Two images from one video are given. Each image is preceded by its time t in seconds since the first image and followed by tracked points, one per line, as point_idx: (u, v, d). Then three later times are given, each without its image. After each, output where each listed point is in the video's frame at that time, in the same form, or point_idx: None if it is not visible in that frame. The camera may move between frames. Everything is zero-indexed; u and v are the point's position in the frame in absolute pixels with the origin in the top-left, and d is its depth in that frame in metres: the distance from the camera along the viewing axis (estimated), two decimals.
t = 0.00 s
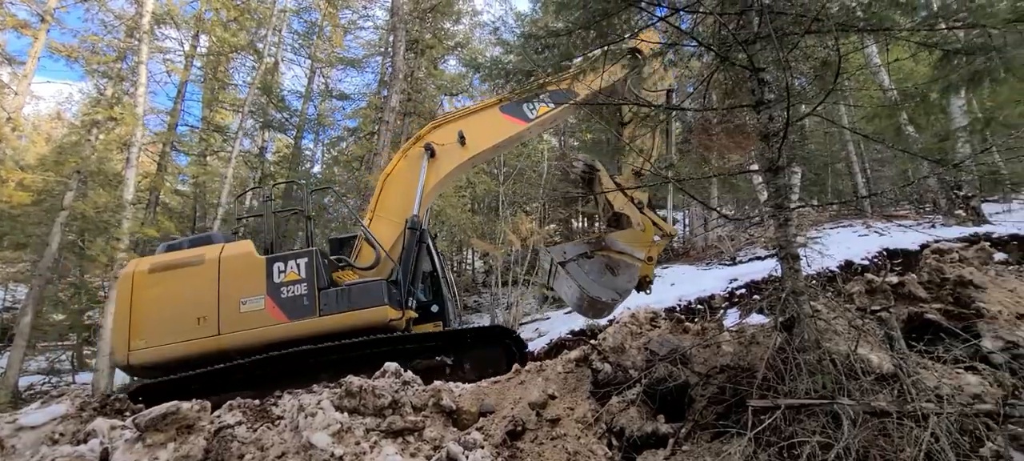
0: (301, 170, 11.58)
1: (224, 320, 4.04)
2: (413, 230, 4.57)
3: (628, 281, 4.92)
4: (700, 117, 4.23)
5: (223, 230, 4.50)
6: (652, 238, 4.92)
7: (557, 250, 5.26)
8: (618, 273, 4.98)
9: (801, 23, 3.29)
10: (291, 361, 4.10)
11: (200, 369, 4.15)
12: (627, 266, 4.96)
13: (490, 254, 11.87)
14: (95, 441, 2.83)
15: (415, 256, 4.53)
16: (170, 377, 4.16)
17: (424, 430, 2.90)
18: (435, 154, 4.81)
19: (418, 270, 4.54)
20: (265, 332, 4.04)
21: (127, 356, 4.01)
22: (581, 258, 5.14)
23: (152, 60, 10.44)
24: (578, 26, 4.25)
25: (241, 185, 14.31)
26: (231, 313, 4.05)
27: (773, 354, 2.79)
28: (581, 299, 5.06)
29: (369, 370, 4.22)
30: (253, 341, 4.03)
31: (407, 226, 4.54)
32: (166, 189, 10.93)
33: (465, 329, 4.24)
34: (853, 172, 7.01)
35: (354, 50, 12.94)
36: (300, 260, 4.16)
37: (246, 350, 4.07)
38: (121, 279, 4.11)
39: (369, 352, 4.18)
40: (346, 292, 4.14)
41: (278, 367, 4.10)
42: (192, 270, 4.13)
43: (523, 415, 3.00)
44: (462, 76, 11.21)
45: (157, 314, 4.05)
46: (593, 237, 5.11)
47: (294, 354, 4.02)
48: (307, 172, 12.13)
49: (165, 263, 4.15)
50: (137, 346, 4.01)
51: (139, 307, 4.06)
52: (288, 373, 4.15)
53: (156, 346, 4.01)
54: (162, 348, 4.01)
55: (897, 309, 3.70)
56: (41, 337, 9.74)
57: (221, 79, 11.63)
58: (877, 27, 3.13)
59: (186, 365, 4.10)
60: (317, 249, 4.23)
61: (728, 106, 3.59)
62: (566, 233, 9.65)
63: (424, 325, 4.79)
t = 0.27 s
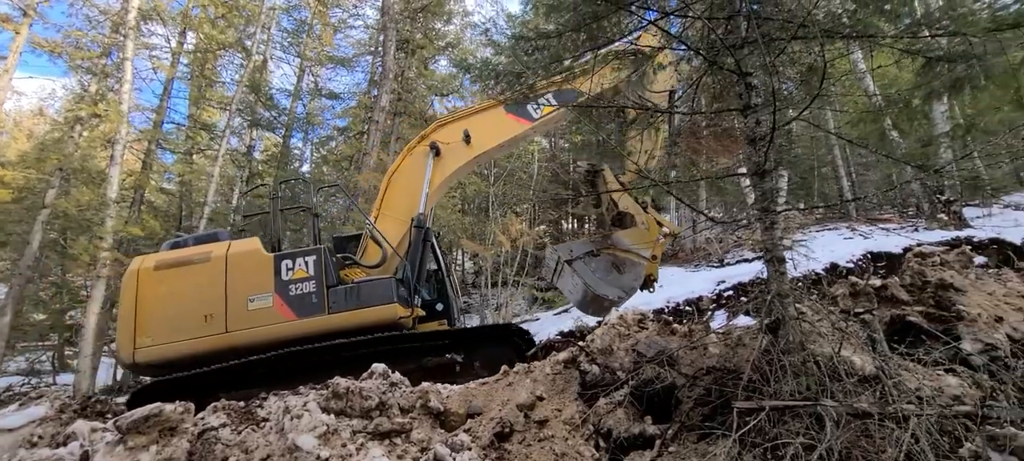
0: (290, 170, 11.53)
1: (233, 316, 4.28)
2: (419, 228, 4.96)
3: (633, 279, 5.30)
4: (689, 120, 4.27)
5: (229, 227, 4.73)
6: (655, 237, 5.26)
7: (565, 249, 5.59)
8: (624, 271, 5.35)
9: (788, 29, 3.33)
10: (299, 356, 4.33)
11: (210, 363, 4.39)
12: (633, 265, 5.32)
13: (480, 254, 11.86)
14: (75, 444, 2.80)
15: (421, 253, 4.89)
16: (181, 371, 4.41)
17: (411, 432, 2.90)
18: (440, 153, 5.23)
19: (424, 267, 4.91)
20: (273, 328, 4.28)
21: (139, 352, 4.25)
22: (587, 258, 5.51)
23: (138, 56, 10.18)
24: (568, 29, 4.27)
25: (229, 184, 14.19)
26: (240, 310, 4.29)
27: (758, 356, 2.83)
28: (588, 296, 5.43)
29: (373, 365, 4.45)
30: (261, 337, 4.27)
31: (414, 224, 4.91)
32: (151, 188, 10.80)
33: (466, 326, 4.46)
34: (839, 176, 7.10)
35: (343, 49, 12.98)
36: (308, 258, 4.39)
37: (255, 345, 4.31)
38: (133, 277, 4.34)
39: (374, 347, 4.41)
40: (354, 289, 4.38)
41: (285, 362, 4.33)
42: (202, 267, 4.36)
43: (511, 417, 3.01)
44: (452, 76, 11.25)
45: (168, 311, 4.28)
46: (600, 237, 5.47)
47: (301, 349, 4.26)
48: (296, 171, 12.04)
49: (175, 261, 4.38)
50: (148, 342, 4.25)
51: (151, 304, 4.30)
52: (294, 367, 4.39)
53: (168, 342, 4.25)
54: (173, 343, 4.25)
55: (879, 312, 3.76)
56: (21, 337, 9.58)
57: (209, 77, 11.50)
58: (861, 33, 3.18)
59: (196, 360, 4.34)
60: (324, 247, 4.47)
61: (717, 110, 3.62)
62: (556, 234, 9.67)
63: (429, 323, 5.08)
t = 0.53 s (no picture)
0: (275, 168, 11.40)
1: (240, 312, 4.33)
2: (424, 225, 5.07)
3: (638, 278, 5.26)
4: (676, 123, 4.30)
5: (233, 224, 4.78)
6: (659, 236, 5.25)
7: (570, 247, 5.59)
8: (629, 270, 5.33)
9: (774, 35, 3.37)
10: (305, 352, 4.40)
11: (214, 360, 4.42)
12: (638, 263, 5.29)
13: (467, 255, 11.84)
14: (51, 446, 2.74)
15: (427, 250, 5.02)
16: (183, 369, 4.42)
17: (396, 433, 2.91)
18: (444, 152, 5.40)
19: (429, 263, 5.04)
20: (279, 324, 4.34)
21: (142, 349, 4.24)
22: (593, 255, 5.50)
23: (121, 51, 10.20)
24: (558, 30, 4.27)
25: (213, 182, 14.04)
26: (246, 306, 4.33)
27: (741, 358, 2.86)
28: (592, 293, 5.45)
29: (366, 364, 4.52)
30: (267, 333, 4.32)
31: (420, 221, 5.04)
32: (133, 185, 10.65)
33: (471, 322, 4.58)
34: (823, 180, 7.20)
35: (332, 47, 12.92)
36: (315, 254, 4.48)
37: (261, 342, 4.36)
38: (135, 273, 4.34)
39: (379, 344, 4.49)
40: (361, 286, 4.47)
41: (291, 359, 4.39)
42: (207, 264, 4.40)
43: (497, 418, 3.02)
44: (441, 75, 11.07)
45: (172, 307, 4.31)
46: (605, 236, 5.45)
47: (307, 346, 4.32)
48: (282, 170, 11.94)
49: (179, 257, 4.41)
50: (152, 339, 4.26)
51: (155, 300, 4.31)
52: (299, 364, 4.44)
53: (172, 338, 4.27)
54: (178, 340, 4.27)
55: (860, 314, 3.81)
56: None
57: (194, 73, 11.36)
58: (845, 40, 3.23)
59: (201, 357, 4.36)
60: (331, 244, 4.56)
61: (703, 113, 3.65)
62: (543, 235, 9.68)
63: (434, 321, 5.09)
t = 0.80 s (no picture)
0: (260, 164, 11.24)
1: (243, 310, 4.30)
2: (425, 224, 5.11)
3: (639, 276, 5.08)
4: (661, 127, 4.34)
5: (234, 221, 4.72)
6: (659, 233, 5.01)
7: (571, 246, 5.42)
8: (630, 268, 5.16)
9: (757, 41, 3.40)
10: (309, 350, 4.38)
11: (218, 358, 4.40)
12: (638, 262, 5.11)
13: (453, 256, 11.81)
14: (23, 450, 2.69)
15: (427, 248, 5.06)
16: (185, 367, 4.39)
17: (379, 436, 2.89)
18: (445, 151, 5.42)
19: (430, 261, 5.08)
20: (283, 322, 4.32)
21: (144, 348, 4.20)
22: (593, 254, 5.34)
23: (101, 46, 9.98)
24: (545, 32, 4.29)
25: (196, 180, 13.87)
26: (249, 304, 4.30)
27: (724, 360, 2.89)
28: (593, 293, 5.29)
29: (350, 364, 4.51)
30: (272, 331, 4.30)
31: (420, 220, 5.07)
32: (113, 182, 10.47)
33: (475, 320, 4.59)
34: (805, 184, 7.30)
35: (320, 45, 12.75)
36: (319, 252, 4.45)
37: (265, 339, 4.33)
38: (135, 271, 4.28)
39: (383, 341, 4.51)
40: (365, 284, 4.46)
41: (295, 357, 4.38)
42: (209, 261, 4.35)
43: (481, 420, 3.02)
44: (430, 76, 10.69)
45: (174, 305, 4.26)
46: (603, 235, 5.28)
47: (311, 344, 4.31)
48: (267, 169, 11.82)
49: (180, 254, 4.35)
50: (154, 337, 4.22)
51: (156, 298, 4.26)
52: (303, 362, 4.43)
53: (174, 337, 4.23)
54: (180, 338, 4.23)
55: (839, 317, 3.88)
56: None
57: (177, 69, 11.17)
58: (827, 47, 3.27)
59: (203, 355, 4.33)
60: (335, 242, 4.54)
61: (688, 117, 3.68)
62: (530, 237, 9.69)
63: (435, 318, 5.22)
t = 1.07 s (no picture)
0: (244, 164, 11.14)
1: (242, 309, 4.23)
2: (424, 223, 5.04)
3: (637, 277, 5.12)
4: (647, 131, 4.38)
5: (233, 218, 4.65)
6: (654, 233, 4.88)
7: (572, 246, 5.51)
8: (629, 269, 5.17)
9: (743, 47, 3.45)
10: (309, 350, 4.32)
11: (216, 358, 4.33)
12: (637, 262, 5.12)
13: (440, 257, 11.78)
14: None
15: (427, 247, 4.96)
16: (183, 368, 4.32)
17: (362, 439, 2.89)
18: (444, 150, 5.37)
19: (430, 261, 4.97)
20: (283, 322, 4.25)
21: (140, 347, 4.14)
22: (592, 254, 5.31)
23: (82, 40, 9.87)
24: (533, 36, 4.31)
25: (179, 178, 13.72)
26: (248, 303, 4.23)
27: (707, 363, 2.93)
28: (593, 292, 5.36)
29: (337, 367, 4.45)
30: (271, 331, 4.23)
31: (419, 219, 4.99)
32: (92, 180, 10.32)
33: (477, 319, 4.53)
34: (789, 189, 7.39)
35: (305, 44, 12.55)
36: (319, 250, 4.39)
37: (264, 339, 4.27)
38: (133, 269, 4.21)
39: (382, 340, 4.42)
40: (365, 284, 4.40)
41: (295, 357, 4.31)
42: (208, 259, 4.28)
43: (466, 422, 3.04)
44: (419, 77, 10.63)
45: (171, 304, 4.19)
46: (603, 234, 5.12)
47: (310, 343, 4.23)
48: (251, 167, 11.71)
49: (178, 252, 4.27)
50: (151, 337, 4.15)
51: (154, 297, 4.19)
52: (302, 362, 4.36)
53: (171, 336, 4.16)
54: (178, 338, 4.16)
55: (820, 320, 3.95)
56: None
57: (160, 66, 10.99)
58: (809, 56, 3.33)
59: (201, 355, 4.26)
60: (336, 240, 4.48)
61: (673, 122, 3.73)
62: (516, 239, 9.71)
63: (434, 319, 5.21)
